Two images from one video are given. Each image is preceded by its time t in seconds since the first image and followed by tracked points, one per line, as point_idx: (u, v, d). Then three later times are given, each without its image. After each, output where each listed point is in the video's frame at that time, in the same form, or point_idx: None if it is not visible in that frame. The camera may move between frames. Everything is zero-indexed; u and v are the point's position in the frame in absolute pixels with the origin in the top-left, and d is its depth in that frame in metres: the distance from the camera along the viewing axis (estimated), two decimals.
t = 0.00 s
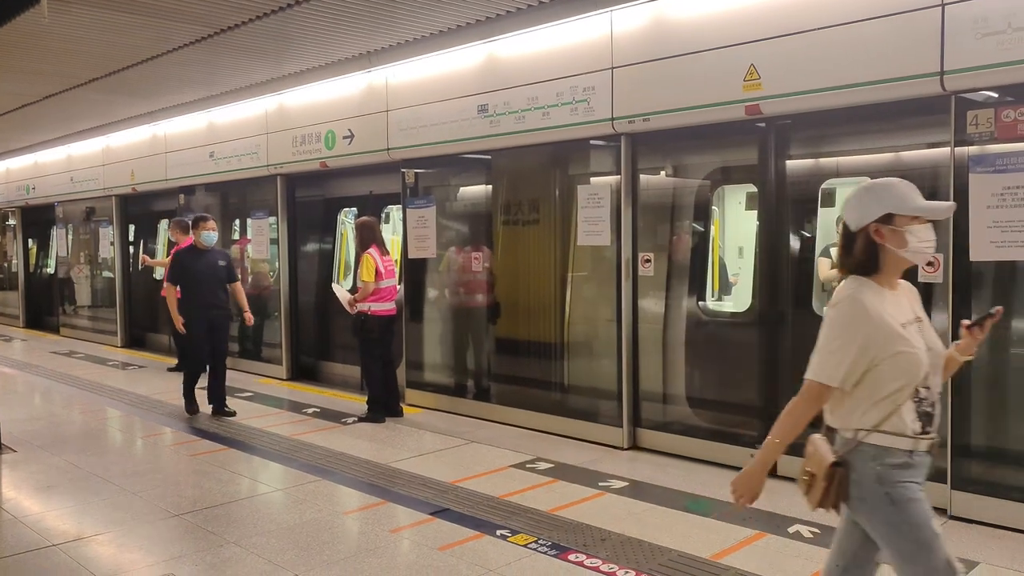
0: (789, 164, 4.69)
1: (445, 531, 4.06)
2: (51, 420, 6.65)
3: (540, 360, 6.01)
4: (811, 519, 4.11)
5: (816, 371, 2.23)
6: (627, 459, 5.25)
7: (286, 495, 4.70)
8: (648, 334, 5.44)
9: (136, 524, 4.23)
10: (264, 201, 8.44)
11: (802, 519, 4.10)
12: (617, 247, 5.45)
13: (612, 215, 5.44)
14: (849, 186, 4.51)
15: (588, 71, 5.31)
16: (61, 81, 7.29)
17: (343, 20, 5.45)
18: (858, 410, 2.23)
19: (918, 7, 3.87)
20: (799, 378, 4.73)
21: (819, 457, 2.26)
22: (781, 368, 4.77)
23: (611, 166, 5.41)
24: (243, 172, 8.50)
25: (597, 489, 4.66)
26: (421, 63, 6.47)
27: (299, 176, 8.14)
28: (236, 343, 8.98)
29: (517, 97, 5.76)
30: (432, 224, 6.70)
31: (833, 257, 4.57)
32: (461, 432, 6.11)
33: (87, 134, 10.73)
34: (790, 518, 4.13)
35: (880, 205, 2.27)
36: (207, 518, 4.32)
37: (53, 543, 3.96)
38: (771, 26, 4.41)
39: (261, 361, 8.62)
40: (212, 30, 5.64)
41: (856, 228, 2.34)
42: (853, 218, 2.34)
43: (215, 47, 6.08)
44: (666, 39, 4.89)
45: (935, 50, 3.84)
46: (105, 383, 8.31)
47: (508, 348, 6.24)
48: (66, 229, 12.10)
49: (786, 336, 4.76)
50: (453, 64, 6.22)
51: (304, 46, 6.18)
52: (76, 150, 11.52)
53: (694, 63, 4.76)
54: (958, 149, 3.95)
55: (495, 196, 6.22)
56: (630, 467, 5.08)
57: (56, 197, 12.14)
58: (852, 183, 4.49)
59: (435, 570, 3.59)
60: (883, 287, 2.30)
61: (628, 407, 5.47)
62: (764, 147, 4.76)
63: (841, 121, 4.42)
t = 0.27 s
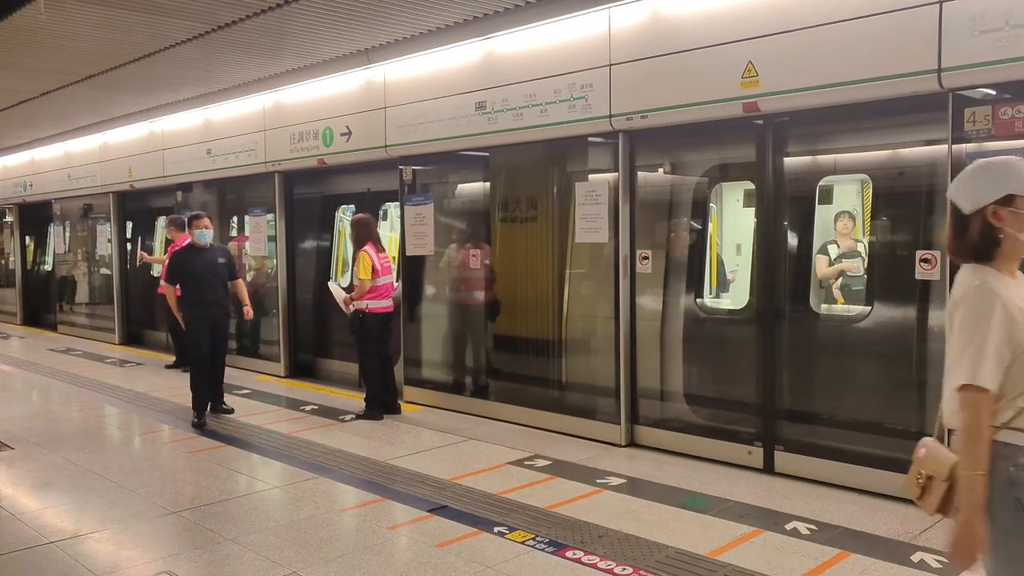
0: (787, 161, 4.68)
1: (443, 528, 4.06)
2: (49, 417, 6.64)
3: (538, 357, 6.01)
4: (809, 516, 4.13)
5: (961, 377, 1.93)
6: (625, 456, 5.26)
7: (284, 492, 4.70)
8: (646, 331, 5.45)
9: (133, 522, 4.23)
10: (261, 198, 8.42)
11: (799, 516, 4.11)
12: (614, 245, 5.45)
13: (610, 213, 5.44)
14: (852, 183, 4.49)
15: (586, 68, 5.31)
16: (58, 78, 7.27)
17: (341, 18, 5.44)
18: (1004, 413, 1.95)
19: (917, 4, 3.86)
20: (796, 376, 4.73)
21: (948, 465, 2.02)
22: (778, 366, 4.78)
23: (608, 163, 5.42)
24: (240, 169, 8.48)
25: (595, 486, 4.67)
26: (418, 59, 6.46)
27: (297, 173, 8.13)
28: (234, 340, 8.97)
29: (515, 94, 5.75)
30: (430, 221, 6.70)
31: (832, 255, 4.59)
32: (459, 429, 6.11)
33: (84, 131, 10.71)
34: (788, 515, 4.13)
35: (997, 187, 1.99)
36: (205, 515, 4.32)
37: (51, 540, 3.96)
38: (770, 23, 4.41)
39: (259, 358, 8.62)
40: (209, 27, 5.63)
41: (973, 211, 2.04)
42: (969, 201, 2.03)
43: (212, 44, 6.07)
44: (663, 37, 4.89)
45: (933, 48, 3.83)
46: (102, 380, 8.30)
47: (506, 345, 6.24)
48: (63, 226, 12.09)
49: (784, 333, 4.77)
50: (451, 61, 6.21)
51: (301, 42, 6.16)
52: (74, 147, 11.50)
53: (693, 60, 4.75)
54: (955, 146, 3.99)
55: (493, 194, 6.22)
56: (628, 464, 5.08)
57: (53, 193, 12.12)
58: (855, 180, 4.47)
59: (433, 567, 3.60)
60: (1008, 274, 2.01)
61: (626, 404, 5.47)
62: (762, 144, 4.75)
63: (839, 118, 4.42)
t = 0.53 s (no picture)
0: (785, 156, 4.68)
1: (443, 526, 4.07)
2: (48, 417, 6.64)
3: (538, 355, 6.01)
4: (808, 511, 4.13)
5: None
6: (625, 453, 5.26)
7: (284, 491, 4.70)
8: (645, 328, 5.45)
9: (133, 521, 4.23)
10: (260, 197, 8.42)
11: (799, 511, 4.11)
12: (613, 242, 5.45)
13: (609, 209, 5.44)
14: (849, 178, 4.49)
15: (584, 64, 5.31)
16: (54, 78, 7.26)
17: (338, 15, 5.43)
18: None
19: None
20: (795, 372, 4.74)
21: None
22: (777, 361, 4.78)
23: (606, 160, 5.42)
24: (238, 167, 8.48)
25: (595, 482, 4.67)
26: (416, 57, 6.45)
27: (295, 172, 8.12)
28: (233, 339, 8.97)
29: (513, 91, 5.75)
30: (428, 219, 6.69)
31: (829, 250, 4.61)
32: (459, 426, 6.11)
33: (82, 130, 10.70)
34: (787, 511, 4.14)
35: None
36: (205, 514, 4.32)
37: (50, 540, 3.96)
38: (767, 19, 4.40)
39: (258, 357, 8.62)
40: (207, 26, 5.62)
41: None
42: None
43: (209, 43, 6.06)
44: (660, 33, 4.88)
45: (930, 43, 3.83)
46: (102, 380, 8.30)
47: (505, 343, 6.24)
48: (61, 227, 12.08)
49: (783, 329, 4.77)
50: (448, 58, 6.21)
51: (298, 41, 6.16)
52: (72, 147, 11.49)
53: (691, 56, 4.75)
54: (953, 142, 3.95)
55: (491, 191, 6.22)
56: (627, 460, 5.09)
57: (51, 194, 12.10)
58: (853, 175, 4.47)
59: (433, 564, 3.60)
60: None
61: (625, 401, 5.47)
62: (760, 140, 4.75)
63: (837, 114, 4.42)
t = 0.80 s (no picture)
0: (785, 152, 4.68)
1: (444, 524, 4.07)
2: (50, 417, 6.64)
3: (538, 352, 6.01)
4: (810, 507, 4.13)
5: None
6: (626, 450, 5.26)
7: (286, 490, 4.70)
8: (646, 324, 5.45)
9: (135, 521, 4.23)
10: (260, 196, 8.41)
11: (800, 507, 4.11)
12: (613, 239, 5.44)
13: (609, 207, 5.44)
14: (849, 174, 4.49)
15: (583, 61, 5.30)
16: (53, 78, 7.25)
17: (336, 14, 5.43)
18: None
19: None
20: (796, 368, 4.73)
21: None
22: (778, 358, 4.78)
23: (606, 157, 5.41)
24: (238, 167, 8.47)
25: (597, 479, 4.67)
26: (415, 55, 6.45)
27: (295, 171, 8.12)
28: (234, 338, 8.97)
29: (512, 89, 5.74)
30: (428, 217, 6.69)
31: (828, 245, 4.60)
32: (460, 424, 6.12)
33: (81, 131, 10.69)
34: (789, 506, 4.14)
35: None
36: (207, 513, 4.33)
37: (52, 540, 3.97)
38: (766, 15, 4.40)
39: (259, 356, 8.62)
40: (205, 25, 5.61)
41: None
42: None
43: (207, 42, 6.05)
44: (659, 30, 4.88)
45: (930, 37, 3.82)
46: (102, 380, 8.31)
47: (506, 341, 6.24)
48: (61, 227, 12.08)
49: (784, 325, 4.77)
50: (447, 56, 6.20)
51: (297, 40, 6.15)
52: (71, 148, 11.48)
53: (690, 53, 4.74)
54: (953, 137, 3.95)
55: (491, 189, 6.22)
56: (629, 457, 5.09)
57: (51, 194, 12.10)
58: (853, 171, 4.47)
59: (435, 562, 3.60)
60: None
61: (626, 398, 5.47)
62: (760, 136, 4.74)
63: (837, 109, 4.41)
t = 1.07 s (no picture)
0: (785, 150, 4.68)
1: (444, 523, 4.07)
2: (50, 418, 6.64)
3: (538, 351, 6.01)
4: (810, 505, 4.13)
5: None
6: (626, 449, 5.26)
7: (286, 489, 4.70)
8: (646, 323, 5.44)
9: (135, 521, 4.23)
10: (259, 196, 8.41)
11: (801, 505, 4.11)
12: (613, 237, 5.44)
13: (609, 206, 5.43)
14: (848, 172, 4.49)
15: (582, 60, 5.30)
16: (52, 79, 7.25)
17: (335, 13, 5.42)
18: None
19: None
20: (796, 366, 4.73)
21: None
22: (778, 356, 4.78)
23: (606, 156, 5.41)
24: (237, 167, 8.47)
25: (597, 478, 4.67)
26: (414, 55, 6.44)
27: (294, 171, 8.12)
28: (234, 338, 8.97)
29: (511, 88, 5.74)
30: (428, 217, 6.69)
31: (827, 244, 4.59)
32: (461, 424, 6.11)
33: (81, 131, 10.68)
34: (789, 505, 4.14)
35: None
36: (207, 513, 4.32)
37: (53, 541, 3.97)
38: (765, 13, 4.39)
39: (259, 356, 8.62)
40: (204, 25, 5.61)
41: None
42: None
43: (206, 42, 6.05)
44: (659, 28, 4.87)
45: (929, 35, 3.82)
46: (102, 380, 8.31)
47: (506, 340, 6.24)
48: (61, 228, 12.07)
49: (784, 324, 4.76)
50: (446, 55, 6.20)
51: (296, 39, 6.15)
52: (71, 149, 11.48)
53: (689, 51, 4.73)
54: (953, 134, 3.94)
55: (490, 188, 6.21)
56: (629, 456, 5.08)
57: (50, 195, 12.10)
58: (853, 169, 4.47)
59: (435, 561, 3.60)
60: None
61: (626, 397, 5.47)
62: (759, 134, 4.74)
63: (836, 108, 4.41)
